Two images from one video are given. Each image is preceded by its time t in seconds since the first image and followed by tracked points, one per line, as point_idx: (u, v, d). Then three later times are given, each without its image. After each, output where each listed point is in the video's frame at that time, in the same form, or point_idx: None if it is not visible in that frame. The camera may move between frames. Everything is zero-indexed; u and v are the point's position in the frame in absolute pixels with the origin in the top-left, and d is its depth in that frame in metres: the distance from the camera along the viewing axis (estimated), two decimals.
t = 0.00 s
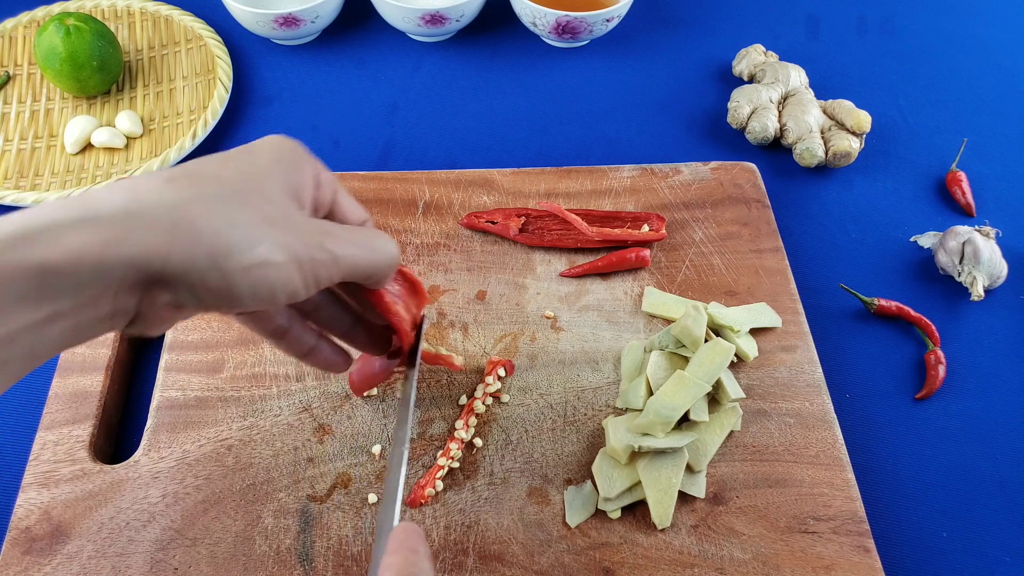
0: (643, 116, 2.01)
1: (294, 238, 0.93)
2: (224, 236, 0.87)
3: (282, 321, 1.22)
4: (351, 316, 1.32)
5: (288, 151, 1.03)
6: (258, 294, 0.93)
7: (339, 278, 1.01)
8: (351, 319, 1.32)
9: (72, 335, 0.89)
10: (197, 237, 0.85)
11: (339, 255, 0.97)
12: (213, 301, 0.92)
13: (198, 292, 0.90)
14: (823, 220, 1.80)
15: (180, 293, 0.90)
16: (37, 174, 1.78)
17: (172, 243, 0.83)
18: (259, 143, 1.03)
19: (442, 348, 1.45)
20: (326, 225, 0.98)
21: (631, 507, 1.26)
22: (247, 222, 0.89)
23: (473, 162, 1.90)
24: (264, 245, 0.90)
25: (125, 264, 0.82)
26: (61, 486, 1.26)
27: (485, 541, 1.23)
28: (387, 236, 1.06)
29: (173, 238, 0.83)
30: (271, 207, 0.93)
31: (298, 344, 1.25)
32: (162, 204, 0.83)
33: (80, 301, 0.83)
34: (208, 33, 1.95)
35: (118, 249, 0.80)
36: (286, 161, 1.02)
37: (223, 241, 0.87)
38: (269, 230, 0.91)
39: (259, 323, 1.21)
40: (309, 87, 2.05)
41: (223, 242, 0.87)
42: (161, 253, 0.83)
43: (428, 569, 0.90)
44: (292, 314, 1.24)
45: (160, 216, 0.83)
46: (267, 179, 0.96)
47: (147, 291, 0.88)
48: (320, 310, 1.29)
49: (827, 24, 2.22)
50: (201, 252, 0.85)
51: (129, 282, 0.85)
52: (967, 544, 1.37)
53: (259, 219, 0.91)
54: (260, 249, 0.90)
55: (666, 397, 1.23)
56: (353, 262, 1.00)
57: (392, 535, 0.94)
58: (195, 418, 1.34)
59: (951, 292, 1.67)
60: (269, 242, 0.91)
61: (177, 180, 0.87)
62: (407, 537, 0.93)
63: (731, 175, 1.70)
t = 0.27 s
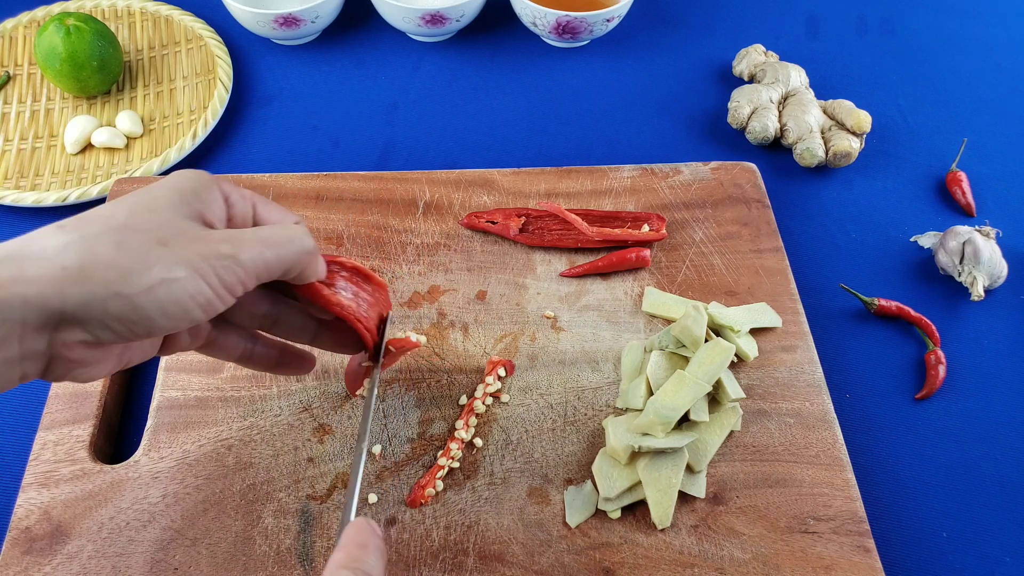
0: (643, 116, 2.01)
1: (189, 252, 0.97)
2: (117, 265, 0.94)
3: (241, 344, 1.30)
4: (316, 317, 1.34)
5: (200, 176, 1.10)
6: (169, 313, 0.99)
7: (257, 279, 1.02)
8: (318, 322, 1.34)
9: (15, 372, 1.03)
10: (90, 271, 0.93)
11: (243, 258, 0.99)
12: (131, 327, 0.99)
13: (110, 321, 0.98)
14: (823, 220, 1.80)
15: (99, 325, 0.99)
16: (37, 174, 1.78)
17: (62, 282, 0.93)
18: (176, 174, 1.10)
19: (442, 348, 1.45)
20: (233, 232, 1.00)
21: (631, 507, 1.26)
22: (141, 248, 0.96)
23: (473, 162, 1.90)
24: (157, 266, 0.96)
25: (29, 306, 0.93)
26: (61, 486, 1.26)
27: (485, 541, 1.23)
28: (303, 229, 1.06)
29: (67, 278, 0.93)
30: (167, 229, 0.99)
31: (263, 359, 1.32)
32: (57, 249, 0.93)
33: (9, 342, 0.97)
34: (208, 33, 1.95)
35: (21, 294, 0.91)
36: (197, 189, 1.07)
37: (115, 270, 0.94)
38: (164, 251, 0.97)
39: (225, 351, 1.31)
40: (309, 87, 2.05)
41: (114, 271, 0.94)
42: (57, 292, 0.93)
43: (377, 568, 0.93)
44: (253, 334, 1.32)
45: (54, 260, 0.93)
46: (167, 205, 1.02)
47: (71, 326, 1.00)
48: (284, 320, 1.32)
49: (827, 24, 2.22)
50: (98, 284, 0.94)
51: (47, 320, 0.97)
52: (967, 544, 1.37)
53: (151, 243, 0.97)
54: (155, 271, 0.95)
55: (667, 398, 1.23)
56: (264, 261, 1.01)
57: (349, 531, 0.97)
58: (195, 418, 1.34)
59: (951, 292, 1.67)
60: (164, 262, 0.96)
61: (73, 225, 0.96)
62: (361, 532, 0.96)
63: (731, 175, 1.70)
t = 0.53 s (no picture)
0: (643, 116, 2.01)
1: (184, 263, 0.98)
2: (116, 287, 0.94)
3: (266, 358, 1.32)
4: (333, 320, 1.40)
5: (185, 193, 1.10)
6: (172, 323, 1.00)
7: (252, 278, 1.06)
8: (336, 324, 1.40)
9: (22, 404, 1.03)
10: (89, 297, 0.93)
11: (236, 258, 1.01)
12: (137, 344, 1.00)
13: (116, 341, 0.99)
14: (823, 220, 1.80)
15: (105, 348, 0.99)
16: (37, 174, 1.78)
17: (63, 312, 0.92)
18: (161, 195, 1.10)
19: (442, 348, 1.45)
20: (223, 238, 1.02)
21: (631, 507, 1.26)
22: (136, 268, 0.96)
23: (473, 162, 1.90)
24: (156, 281, 0.96)
25: (34, 338, 0.93)
26: (61, 486, 1.26)
27: (485, 541, 1.23)
28: (289, 221, 1.09)
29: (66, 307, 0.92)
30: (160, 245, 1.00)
31: (294, 370, 1.33)
32: (54, 280, 0.93)
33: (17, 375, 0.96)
34: (208, 33, 1.95)
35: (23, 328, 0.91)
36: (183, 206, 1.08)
37: (113, 293, 0.94)
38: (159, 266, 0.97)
39: (254, 369, 1.34)
40: (309, 87, 2.05)
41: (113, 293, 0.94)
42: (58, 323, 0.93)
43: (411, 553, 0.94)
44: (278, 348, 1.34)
45: (52, 291, 0.92)
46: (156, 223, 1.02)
47: (76, 354, 1.00)
48: (304, 328, 1.40)
49: (827, 24, 2.22)
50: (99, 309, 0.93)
51: (54, 351, 0.97)
52: (967, 544, 1.36)
53: (146, 260, 0.97)
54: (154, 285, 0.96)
55: (667, 398, 1.23)
56: (256, 259, 1.04)
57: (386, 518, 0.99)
58: (195, 418, 1.34)
59: (951, 292, 1.67)
60: (162, 275, 0.97)
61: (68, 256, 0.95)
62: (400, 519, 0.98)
63: (731, 175, 1.70)
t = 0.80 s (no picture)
0: (643, 116, 2.01)
1: (256, 267, 0.99)
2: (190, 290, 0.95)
3: (312, 357, 1.32)
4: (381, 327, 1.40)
5: (255, 192, 1.10)
6: (240, 328, 1.00)
7: (320, 284, 1.06)
8: (383, 331, 1.40)
9: (87, 400, 1.05)
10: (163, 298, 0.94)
11: (306, 264, 1.02)
12: (205, 346, 1.01)
13: (186, 343, 0.99)
14: (823, 220, 1.80)
15: (175, 348, 1.00)
16: (37, 174, 1.78)
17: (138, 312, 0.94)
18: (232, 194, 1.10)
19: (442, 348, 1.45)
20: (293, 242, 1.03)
21: (631, 507, 1.27)
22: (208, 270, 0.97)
23: (473, 162, 1.90)
24: (228, 286, 0.97)
25: (107, 336, 0.94)
26: (61, 486, 1.26)
27: (485, 541, 1.23)
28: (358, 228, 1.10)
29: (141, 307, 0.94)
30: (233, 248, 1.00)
31: (337, 373, 1.33)
32: (130, 280, 0.94)
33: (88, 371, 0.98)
34: (208, 33, 1.95)
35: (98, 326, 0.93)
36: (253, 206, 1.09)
37: (186, 295, 0.95)
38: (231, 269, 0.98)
39: (296, 367, 1.33)
40: (308, 87, 2.05)
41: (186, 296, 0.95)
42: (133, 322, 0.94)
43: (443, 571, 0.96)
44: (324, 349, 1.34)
45: (128, 291, 0.94)
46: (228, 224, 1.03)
47: (145, 352, 1.01)
48: (352, 333, 1.39)
49: (827, 24, 2.22)
50: (173, 310, 0.95)
51: (125, 349, 0.98)
52: (966, 544, 1.37)
53: (219, 263, 0.98)
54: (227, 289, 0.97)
55: (667, 398, 1.23)
56: (324, 265, 1.05)
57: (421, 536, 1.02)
58: (195, 418, 1.34)
59: (951, 292, 1.67)
60: (233, 279, 0.97)
61: (143, 256, 0.97)
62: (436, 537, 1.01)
63: (731, 175, 1.70)
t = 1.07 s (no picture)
0: (643, 116, 2.01)
1: (253, 255, 1.00)
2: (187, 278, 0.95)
3: (306, 351, 1.33)
4: (376, 321, 1.40)
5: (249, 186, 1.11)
6: (237, 317, 1.00)
7: (315, 274, 1.07)
8: (378, 325, 1.40)
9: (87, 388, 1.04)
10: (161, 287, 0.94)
11: (300, 254, 1.03)
12: (203, 336, 1.01)
13: (183, 331, 0.99)
14: (823, 220, 1.80)
15: (172, 338, 1.00)
16: (37, 174, 1.78)
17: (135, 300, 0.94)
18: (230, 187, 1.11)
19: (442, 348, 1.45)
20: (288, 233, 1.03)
21: (631, 507, 1.27)
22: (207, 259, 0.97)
23: (473, 162, 1.90)
24: (226, 274, 0.97)
25: (105, 324, 0.94)
26: (61, 486, 1.26)
27: (485, 541, 1.23)
28: (351, 221, 1.11)
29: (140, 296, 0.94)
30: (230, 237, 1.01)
31: (331, 368, 1.33)
32: (128, 269, 0.95)
33: (86, 360, 0.98)
34: (208, 33, 1.95)
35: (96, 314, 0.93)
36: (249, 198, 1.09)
37: (184, 283, 0.95)
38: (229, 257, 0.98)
39: (291, 361, 1.35)
40: (308, 87, 2.05)
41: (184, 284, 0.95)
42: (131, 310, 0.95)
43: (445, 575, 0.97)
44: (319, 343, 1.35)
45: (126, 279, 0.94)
46: (225, 215, 1.03)
47: (142, 341, 1.01)
48: (348, 327, 1.40)
49: (827, 24, 2.22)
50: (171, 297, 0.95)
51: (123, 337, 0.98)
52: (966, 544, 1.37)
53: (217, 251, 0.98)
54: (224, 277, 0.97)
55: (667, 398, 1.23)
56: (320, 255, 1.05)
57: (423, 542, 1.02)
58: (195, 418, 1.34)
59: (951, 292, 1.67)
60: (230, 268, 0.98)
61: (140, 246, 0.97)
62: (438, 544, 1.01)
63: (731, 175, 1.70)
